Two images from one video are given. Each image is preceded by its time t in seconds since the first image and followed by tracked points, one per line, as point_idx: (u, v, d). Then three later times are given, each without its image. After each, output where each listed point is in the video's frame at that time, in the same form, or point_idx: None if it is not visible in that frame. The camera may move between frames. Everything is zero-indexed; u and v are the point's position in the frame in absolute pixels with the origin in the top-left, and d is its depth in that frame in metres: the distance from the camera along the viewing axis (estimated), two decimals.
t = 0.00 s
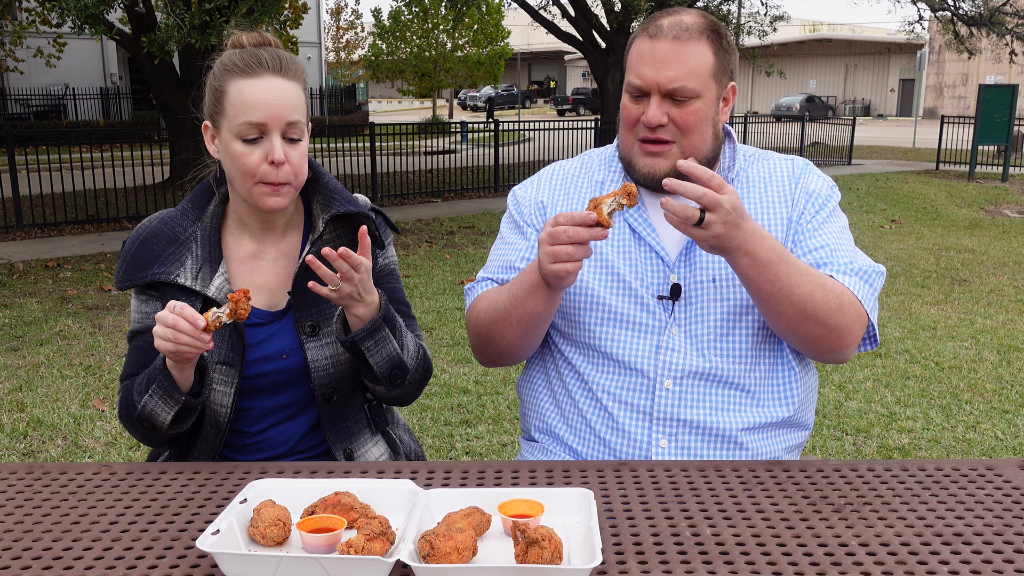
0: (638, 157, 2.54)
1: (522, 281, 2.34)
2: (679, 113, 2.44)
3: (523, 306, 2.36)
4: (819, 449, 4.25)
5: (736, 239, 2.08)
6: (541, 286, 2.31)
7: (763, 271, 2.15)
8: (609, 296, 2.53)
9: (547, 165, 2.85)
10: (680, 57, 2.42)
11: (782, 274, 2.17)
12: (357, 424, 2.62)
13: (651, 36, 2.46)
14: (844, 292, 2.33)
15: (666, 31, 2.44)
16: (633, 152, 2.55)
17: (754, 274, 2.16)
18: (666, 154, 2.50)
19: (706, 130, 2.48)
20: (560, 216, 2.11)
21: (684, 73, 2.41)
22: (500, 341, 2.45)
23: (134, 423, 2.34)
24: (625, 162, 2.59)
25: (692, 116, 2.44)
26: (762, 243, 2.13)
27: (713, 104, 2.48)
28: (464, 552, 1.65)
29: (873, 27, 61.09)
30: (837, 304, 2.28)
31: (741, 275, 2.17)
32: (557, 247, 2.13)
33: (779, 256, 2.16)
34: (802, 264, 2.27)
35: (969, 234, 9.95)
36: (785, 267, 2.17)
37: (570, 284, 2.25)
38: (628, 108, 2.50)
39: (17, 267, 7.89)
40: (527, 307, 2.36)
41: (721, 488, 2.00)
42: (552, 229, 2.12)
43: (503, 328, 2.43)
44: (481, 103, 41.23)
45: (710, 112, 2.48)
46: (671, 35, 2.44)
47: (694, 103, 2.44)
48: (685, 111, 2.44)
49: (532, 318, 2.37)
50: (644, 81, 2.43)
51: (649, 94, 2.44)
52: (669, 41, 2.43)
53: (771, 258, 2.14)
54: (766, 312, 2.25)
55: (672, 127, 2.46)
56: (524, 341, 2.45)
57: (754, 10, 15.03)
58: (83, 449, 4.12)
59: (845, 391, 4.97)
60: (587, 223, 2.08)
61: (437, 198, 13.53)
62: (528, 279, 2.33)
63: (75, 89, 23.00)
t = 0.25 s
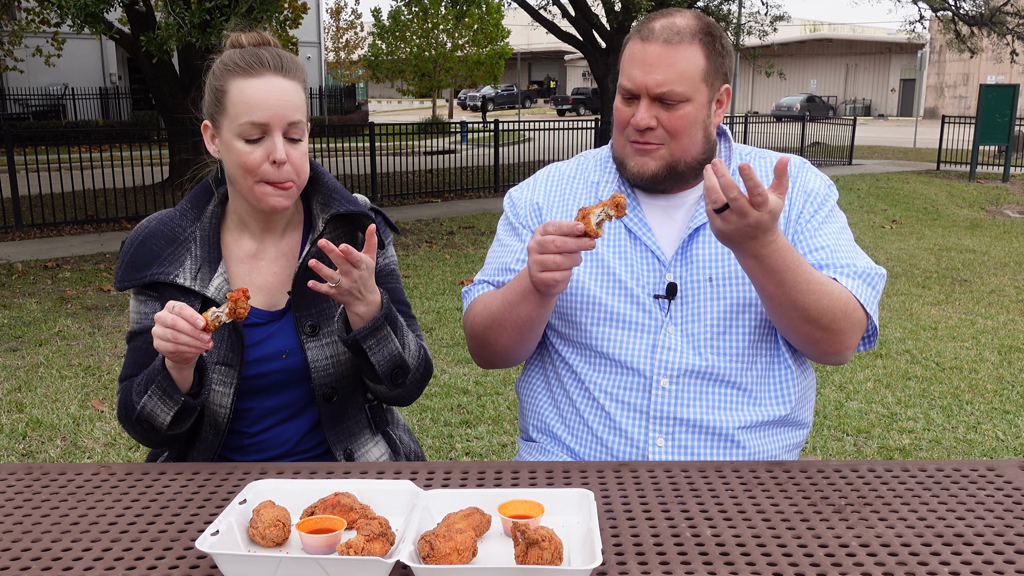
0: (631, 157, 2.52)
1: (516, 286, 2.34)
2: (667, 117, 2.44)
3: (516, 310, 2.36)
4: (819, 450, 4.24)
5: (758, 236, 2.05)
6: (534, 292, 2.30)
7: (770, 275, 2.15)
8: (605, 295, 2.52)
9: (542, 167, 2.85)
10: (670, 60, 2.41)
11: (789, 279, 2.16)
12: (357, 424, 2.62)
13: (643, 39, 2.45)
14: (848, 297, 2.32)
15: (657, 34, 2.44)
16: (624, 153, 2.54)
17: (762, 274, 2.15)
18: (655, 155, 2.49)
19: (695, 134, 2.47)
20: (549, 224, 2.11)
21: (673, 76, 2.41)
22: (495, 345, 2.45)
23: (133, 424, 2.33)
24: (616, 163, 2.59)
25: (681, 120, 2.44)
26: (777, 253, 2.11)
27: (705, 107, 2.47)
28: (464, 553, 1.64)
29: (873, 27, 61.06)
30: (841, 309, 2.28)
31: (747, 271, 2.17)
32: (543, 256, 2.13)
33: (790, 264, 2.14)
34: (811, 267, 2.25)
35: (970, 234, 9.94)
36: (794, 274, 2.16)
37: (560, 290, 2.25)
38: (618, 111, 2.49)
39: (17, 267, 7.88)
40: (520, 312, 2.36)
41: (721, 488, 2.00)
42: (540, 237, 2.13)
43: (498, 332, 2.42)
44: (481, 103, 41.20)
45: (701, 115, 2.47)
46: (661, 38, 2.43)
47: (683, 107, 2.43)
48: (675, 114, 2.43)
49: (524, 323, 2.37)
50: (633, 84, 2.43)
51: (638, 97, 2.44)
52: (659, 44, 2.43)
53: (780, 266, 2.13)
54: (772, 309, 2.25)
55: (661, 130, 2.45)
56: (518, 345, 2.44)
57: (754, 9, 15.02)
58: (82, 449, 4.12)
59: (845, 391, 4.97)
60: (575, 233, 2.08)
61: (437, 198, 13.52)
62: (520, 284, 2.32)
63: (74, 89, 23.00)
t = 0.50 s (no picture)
0: (630, 155, 2.51)
1: (515, 288, 2.33)
2: (668, 116, 2.44)
3: (515, 312, 2.35)
4: (820, 451, 4.24)
5: (759, 231, 2.05)
6: (533, 294, 2.30)
7: (771, 271, 2.14)
8: (604, 295, 2.51)
9: (541, 167, 2.84)
10: (670, 60, 2.41)
11: (789, 276, 2.16)
12: (358, 424, 2.61)
13: (641, 40, 2.45)
14: (849, 296, 2.31)
15: (656, 34, 2.43)
16: (626, 153, 2.53)
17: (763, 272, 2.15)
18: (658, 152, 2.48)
19: (695, 132, 2.46)
20: (548, 227, 2.11)
21: (673, 77, 2.40)
22: (495, 346, 2.44)
23: (134, 426, 2.33)
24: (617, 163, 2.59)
25: (683, 119, 2.44)
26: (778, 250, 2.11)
27: (705, 106, 2.46)
28: (464, 554, 1.63)
29: (874, 27, 60.92)
30: (842, 308, 2.27)
31: (748, 268, 2.17)
32: (540, 259, 2.13)
33: (789, 261, 2.14)
34: (811, 266, 2.25)
35: (971, 234, 9.93)
36: (793, 272, 2.15)
37: (560, 292, 2.25)
38: (620, 112, 2.48)
39: (16, 268, 7.87)
40: (519, 313, 2.35)
41: (721, 489, 1.99)
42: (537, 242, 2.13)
43: (498, 334, 2.41)
44: (481, 103, 41.18)
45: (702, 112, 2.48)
46: (660, 38, 2.43)
47: (683, 107, 2.43)
48: (677, 114, 2.43)
49: (524, 325, 2.37)
50: (633, 85, 2.43)
51: (638, 97, 2.44)
52: (659, 45, 2.42)
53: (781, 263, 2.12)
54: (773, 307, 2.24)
55: (664, 130, 2.45)
56: (518, 347, 2.43)
57: (755, 9, 15.02)
58: (81, 450, 4.11)
59: (846, 391, 4.96)
60: (573, 236, 2.07)
61: (437, 198, 13.52)
62: (520, 286, 2.32)
63: (73, 89, 23.01)
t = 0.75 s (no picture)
0: (626, 154, 2.51)
1: (516, 287, 2.33)
2: (668, 117, 2.43)
3: (516, 312, 2.35)
4: (821, 451, 4.24)
5: (759, 230, 2.04)
6: (534, 293, 2.29)
7: (771, 271, 2.14)
8: (605, 295, 2.51)
9: (541, 168, 2.84)
10: (669, 61, 2.40)
11: (789, 276, 2.15)
12: (360, 423, 2.61)
13: (641, 40, 2.44)
14: (850, 296, 2.31)
15: (655, 34, 2.43)
16: (624, 154, 2.52)
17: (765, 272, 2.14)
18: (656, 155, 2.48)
19: (693, 133, 2.45)
20: (550, 223, 2.10)
21: (671, 77, 2.40)
22: (495, 346, 2.44)
23: (136, 425, 2.32)
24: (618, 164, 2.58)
25: (680, 119, 2.43)
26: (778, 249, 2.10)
27: (703, 106, 2.46)
28: (463, 554, 1.63)
29: (875, 26, 60.87)
30: (843, 307, 2.27)
31: (748, 268, 2.16)
32: (542, 254, 2.12)
33: (790, 259, 2.13)
34: (812, 265, 2.24)
35: (972, 234, 9.92)
36: (793, 270, 2.15)
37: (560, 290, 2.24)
38: (618, 112, 2.47)
39: (15, 268, 7.87)
40: (520, 313, 2.34)
41: (721, 489, 1.99)
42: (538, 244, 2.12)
43: (499, 333, 2.41)
44: (481, 103, 41.15)
45: (702, 113, 2.48)
46: (659, 38, 2.42)
47: (682, 107, 2.42)
48: (674, 114, 2.43)
49: (525, 325, 2.36)
50: (632, 85, 2.42)
51: (638, 97, 2.43)
52: (658, 45, 2.42)
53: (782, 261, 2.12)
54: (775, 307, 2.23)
55: (660, 130, 2.44)
56: (518, 347, 2.43)
57: (755, 9, 15.01)
58: (81, 450, 4.11)
59: (847, 392, 4.96)
60: (574, 232, 2.07)
61: (437, 198, 13.50)
62: (521, 284, 2.31)
63: (72, 89, 23.01)
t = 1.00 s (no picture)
0: (630, 159, 2.51)
1: (517, 286, 2.33)
2: (668, 117, 2.42)
3: (516, 311, 2.35)
4: (821, 451, 4.23)
5: (758, 228, 2.03)
6: (533, 291, 2.29)
7: (771, 270, 2.13)
8: (606, 295, 2.50)
9: (541, 168, 2.83)
10: (669, 61, 2.40)
11: (789, 275, 2.14)
12: (359, 423, 2.60)
13: (641, 40, 2.43)
14: (850, 295, 2.30)
15: (656, 34, 2.42)
16: (627, 154, 2.52)
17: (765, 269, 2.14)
18: (658, 157, 2.48)
19: (694, 133, 2.45)
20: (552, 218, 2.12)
21: (672, 77, 2.39)
22: (495, 346, 2.43)
23: (135, 424, 2.31)
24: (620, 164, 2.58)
25: (681, 120, 2.43)
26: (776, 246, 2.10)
27: (704, 107, 2.45)
28: (463, 555, 1.62)
29: (875, 26, 60.74)
30: (842, 307, 2.26)
31: (748, 267, 2.15)
32: (542, 248, 2.11)
33: (789, 258, 2.13)
34: (811, 264, 2.24)
35: (972, 235, 9.91)
36: (793, 269, 2.14)
37: (559, 288, 2.23)
38: (619, 113, 2.47)
39: (14, 269, 7.86)
40: (520, 312, 2.34)
41: (720, 490, 1.98)
42: (538, 241, 2.12)
43: (499, 333, 2.41)
44: (481, 103, 41.12)
45: (704, 113, 2.47)
46: (660, 38, 2.42)
47: (683, 107, 2.42)
48: (675, 115, 2.42)
49: (525, 324, 2.36)
50: (633, 85, 2.41)
51: (639, 97, 2.42)
52: (658, 45, 2.41)
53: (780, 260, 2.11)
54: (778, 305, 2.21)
55: (660, 130, 2.44)
56: (518, 346, 2.42)
57: (755, 9, 15.01)
58: (80, 451, 4.10)
59: (848, 392, 4.95)
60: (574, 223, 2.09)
61: (437, 198, 13.49)
62: (523, 282, 2.31)
63: (72, 89, 23.00)
